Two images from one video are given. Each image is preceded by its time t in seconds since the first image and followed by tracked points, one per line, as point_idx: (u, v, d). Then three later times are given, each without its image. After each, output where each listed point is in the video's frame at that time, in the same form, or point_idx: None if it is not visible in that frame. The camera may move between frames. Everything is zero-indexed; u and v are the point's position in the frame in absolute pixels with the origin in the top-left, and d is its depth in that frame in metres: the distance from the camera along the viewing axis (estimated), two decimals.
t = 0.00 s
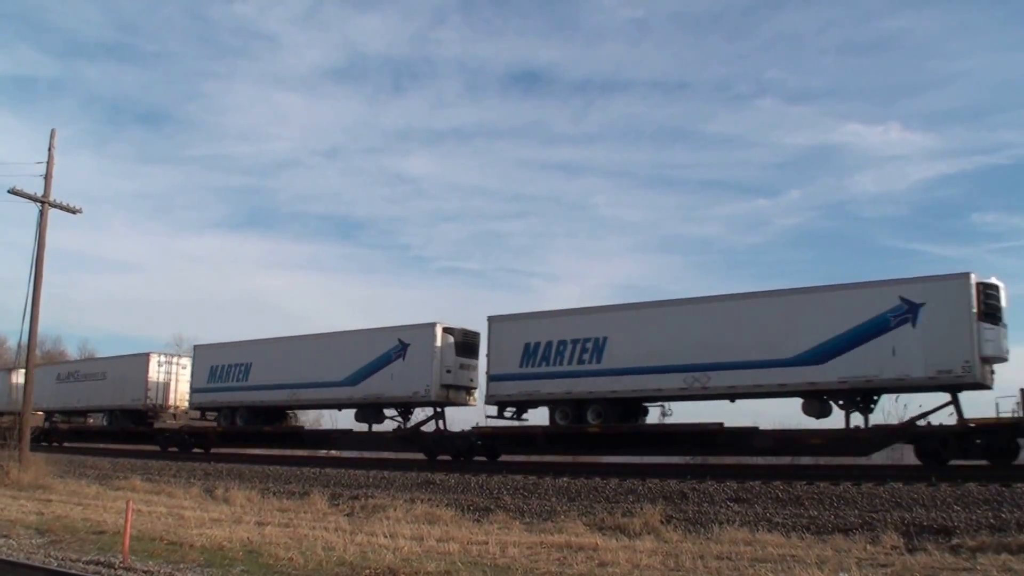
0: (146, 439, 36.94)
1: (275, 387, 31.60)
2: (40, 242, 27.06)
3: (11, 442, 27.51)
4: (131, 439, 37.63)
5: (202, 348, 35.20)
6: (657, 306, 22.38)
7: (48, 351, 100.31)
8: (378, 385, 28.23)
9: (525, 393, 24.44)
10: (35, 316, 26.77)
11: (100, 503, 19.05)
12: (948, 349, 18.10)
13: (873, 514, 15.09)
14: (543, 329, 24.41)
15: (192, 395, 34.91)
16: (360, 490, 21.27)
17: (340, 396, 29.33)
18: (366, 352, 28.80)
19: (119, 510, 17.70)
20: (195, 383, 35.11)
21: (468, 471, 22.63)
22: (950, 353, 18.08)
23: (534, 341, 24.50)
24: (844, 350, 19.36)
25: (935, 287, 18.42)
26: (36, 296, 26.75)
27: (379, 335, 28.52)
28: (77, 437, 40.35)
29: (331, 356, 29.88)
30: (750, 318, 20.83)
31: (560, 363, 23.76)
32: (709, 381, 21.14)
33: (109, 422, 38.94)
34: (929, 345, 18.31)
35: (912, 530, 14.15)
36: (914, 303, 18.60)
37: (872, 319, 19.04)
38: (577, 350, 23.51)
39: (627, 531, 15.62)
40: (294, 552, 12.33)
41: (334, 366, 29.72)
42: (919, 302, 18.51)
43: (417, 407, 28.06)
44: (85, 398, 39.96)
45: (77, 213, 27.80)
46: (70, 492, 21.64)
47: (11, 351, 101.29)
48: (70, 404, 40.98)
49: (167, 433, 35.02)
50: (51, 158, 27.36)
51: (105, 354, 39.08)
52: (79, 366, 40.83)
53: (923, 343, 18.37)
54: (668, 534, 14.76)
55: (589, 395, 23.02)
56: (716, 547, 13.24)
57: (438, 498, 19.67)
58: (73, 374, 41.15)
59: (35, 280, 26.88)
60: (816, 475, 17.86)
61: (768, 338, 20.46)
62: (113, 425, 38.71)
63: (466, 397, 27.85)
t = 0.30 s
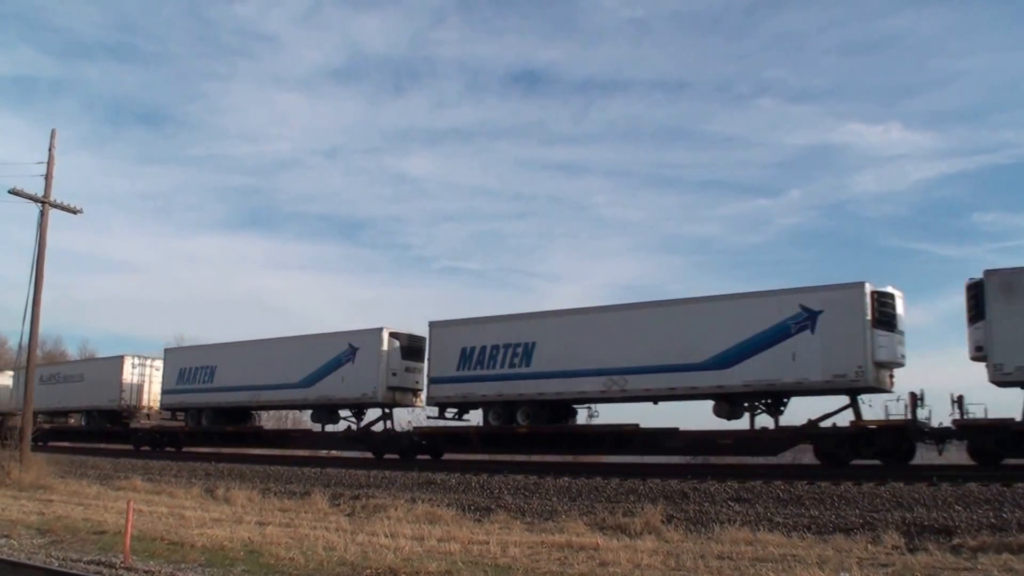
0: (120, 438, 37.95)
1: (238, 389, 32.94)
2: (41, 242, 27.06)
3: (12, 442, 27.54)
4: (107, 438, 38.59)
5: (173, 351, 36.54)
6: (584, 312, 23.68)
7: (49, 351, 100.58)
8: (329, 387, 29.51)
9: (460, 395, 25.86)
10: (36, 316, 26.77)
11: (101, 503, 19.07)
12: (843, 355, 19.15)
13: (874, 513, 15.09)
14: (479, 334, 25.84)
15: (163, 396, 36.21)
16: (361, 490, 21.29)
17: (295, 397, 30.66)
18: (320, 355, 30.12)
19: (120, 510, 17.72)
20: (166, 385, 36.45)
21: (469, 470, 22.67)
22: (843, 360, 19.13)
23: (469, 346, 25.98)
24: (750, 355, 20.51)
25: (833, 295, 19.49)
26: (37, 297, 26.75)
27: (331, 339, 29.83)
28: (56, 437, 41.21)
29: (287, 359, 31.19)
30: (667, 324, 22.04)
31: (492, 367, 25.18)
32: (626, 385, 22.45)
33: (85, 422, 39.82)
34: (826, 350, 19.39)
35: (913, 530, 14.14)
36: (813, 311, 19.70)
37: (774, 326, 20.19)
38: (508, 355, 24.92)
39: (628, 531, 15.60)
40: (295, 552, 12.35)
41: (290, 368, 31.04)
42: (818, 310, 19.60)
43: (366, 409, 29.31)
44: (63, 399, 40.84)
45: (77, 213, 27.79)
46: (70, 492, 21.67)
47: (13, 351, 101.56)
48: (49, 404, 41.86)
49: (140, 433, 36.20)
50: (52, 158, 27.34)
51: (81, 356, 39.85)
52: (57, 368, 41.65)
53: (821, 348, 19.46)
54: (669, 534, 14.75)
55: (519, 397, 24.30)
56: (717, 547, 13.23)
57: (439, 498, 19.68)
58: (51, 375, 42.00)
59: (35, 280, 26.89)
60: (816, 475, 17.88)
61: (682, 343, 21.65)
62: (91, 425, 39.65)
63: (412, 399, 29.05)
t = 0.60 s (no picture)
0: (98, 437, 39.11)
1: (205, 390, 34.45)
2: (43, 242, 27.09)
3: (14, 442, 27.56)
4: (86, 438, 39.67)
5: (145, 354, 38.00)
6: (543, 316, 24.82)
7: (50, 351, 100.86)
8: (289, 388, 31.05)
9: (406, 396, 27.60)
10: (37, 317, 26.78)
11: (101, 503, 19.10)
12: (746, 359, 20.74)
13: (876, 512, 15.08)
14: (423, 339, 27.56)
15: (136, 398, 37.62)
16: (362, 490, 21.30)
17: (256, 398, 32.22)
18: (279, 358, 31.63)
19: (121, 510, 17.73)
20: (139, 387, 37.91)
21: (471, 470, 22.71)
22: (747, 364, 20.71)
23: (415, 350, 27.72)
24: (664, 359, 22.09)
25: (739, 304, 21.06)
26: (37, 298, 26.77)
27: (289, 344, 31.32)
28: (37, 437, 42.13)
29: (250, 362, 32.71)
30: (596, 328, 23.59)
31: (435, 370, 26.91)
32: (553, 387, 24.12)
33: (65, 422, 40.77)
34: (734, 355, 20.97)
35: (914, 529, 14.13)
36: (721, 318, 21.26)
37: (687, 332, 21.77)
38: (449, 358, 26.62)
39: (629, 530, 15.60)
40: (295, 551, 12.36)
41: (252, 370, 32.56)
42: (727, 317, 21.15)
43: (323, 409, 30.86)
44: (43, 400, 41.86)
45: (78, 213, 27.81)
46: (71, 491, 21.70)
47: (14, 351, 101.85)
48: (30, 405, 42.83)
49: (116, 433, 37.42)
50: (54, 158, 27.37)
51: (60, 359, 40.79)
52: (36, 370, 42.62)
53: (727, 353, 21.04)
54: (670, 533, 14.76)
55: (457, 398, 25.86)
56: (717, 546, 13.23)
57: (440, 497, 19.68)
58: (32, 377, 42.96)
59: (36, 281, 26.91)
60: (816, 474, 17.89)
61: (608, 348, 23.22)
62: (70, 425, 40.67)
63: (365, 400, 30.38)
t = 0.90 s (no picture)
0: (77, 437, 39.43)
1: (172, 391, 34.82)
2: (43, 243, 27.09)
3: (16, 442, 27.54)
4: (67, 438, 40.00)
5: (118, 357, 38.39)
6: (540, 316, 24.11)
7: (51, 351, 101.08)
8: (250, 390, 31.52)
9: (355, 397, 28.29)
10: (38, 318, 26.80)
11: (103, 502, 19.10)
12: (663, 362, 21.50)
13: (878, 511, 15.07)
14: (370, 342, 28.30)
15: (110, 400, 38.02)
16: (364, 489, 21.31)
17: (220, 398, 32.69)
18: (240, 360, 32.08)
19: (123, 510, 17.70)
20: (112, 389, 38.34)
21: (472, 468, 22.73)
22: (663, 366, 21.46)
23: (362, 353, 28.50)
24: (588, 363, 22.83)
25: (656, 309, 21.82)
26: (37, 299, 26.78)
27: (251, 345, 31.79)
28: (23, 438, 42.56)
29: (214, 364, 33.16)
30: (527, 333, 24.30)
31: (379, 372, 27.67)
32: (488, 388, 24.81)
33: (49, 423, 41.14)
34: (651, 357, 21.72)
35: (916, 527, 14.11)
36: (640, 323, 22.02)
37: (608, 337, 22.51)
38: (393, 361, 27.32)
39: (631, 529, 15.58)
40: (297, 551, 12.35)
41: (217, 371, 32.99)
42: (643, 322, 21.94)
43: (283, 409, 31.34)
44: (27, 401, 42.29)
45: (78, 213, 27.82)
46: (72, 491, 21.70)
47: (15, 351, 102.05)
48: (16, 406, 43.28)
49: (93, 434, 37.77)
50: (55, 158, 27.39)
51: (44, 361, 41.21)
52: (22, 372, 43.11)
53: (645, 356, 21.80)
54: (671, 531, 14.75)
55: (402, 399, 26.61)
56: (719, 545, 13.22)
57: (442, 496, 19.67)
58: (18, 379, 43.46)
59: (37, 283, 26.91)
60: (817, 472, 17.89)
61: (536, 351, 24.01)
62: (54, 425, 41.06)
63: (323, 400, 30.87)
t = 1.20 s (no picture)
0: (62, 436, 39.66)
1: (143, 392, 35.05)
2: (43, 243, 27.07)
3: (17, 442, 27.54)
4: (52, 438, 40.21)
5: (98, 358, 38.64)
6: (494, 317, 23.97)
7: (52, 351, 101.17)
8: (212, 391, 31.77)
9: (310, 398, 28.54)
10: (38, 319, 26.79)
11: (104, 503, 19.09)
12: (587, 365, 21.83)
13: (880, 509, 15.06)
14: (321, 345, 28.62)
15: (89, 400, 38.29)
16: (366, 488, 21.29)
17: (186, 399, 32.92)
18: (204, 362, 32.32)
19: (125, 510, 17.69)
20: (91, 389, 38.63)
21: (473, 468, 22.72)
22: (588, 368, 21.79)
23: (315, 355, 28.86)
24: (518, 365, 23.10)
25: (581, 314, 22.11)
26: (37, 299, 26.78)
27: (215, 348, 32.04)
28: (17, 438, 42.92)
29: (182, 366, 33.39)
30: (460, 337, 24.61)
31: (329, 374, 28.03)
32: (429, 390, 25.10)
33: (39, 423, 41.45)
34: (577, 360, 22.03)
35: (918, 525, 14.10)
36: (565, 328, 22.32)
37: (536, 341, 22.79)
38: (343, 364, 27.67)
39: (633, 527, 15.57)
40: (299, 550, 12.34)
41: (184, 373, 33.22)
42: (569, 327, 22.27)
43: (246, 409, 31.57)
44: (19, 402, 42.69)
45: (78, 213, 27.79)
46: (72, 491, 21.70)
47: (15, 351, 102.09)
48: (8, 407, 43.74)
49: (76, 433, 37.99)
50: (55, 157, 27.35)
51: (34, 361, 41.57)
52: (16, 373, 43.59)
53: (570, 359, 22.11)
54: (673, 529, 14.74)
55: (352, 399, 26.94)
56: (722, 543, 13.21)
57: (443, 495, 19.66)
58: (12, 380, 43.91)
59: (37, 284, 26.91)
60: (819, 470, 17.86)
61: (470, 354, 24.32)
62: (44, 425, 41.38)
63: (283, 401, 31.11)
